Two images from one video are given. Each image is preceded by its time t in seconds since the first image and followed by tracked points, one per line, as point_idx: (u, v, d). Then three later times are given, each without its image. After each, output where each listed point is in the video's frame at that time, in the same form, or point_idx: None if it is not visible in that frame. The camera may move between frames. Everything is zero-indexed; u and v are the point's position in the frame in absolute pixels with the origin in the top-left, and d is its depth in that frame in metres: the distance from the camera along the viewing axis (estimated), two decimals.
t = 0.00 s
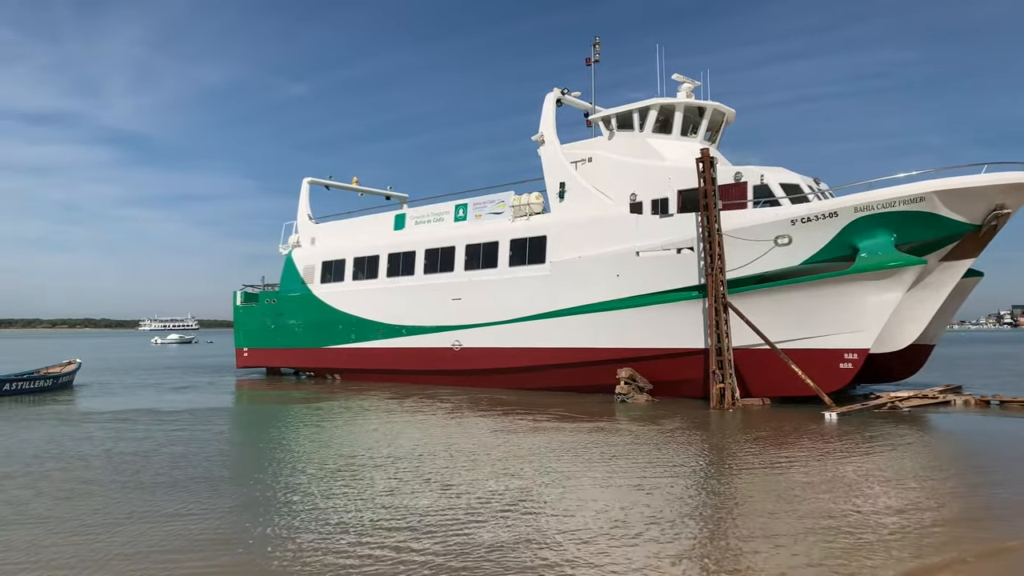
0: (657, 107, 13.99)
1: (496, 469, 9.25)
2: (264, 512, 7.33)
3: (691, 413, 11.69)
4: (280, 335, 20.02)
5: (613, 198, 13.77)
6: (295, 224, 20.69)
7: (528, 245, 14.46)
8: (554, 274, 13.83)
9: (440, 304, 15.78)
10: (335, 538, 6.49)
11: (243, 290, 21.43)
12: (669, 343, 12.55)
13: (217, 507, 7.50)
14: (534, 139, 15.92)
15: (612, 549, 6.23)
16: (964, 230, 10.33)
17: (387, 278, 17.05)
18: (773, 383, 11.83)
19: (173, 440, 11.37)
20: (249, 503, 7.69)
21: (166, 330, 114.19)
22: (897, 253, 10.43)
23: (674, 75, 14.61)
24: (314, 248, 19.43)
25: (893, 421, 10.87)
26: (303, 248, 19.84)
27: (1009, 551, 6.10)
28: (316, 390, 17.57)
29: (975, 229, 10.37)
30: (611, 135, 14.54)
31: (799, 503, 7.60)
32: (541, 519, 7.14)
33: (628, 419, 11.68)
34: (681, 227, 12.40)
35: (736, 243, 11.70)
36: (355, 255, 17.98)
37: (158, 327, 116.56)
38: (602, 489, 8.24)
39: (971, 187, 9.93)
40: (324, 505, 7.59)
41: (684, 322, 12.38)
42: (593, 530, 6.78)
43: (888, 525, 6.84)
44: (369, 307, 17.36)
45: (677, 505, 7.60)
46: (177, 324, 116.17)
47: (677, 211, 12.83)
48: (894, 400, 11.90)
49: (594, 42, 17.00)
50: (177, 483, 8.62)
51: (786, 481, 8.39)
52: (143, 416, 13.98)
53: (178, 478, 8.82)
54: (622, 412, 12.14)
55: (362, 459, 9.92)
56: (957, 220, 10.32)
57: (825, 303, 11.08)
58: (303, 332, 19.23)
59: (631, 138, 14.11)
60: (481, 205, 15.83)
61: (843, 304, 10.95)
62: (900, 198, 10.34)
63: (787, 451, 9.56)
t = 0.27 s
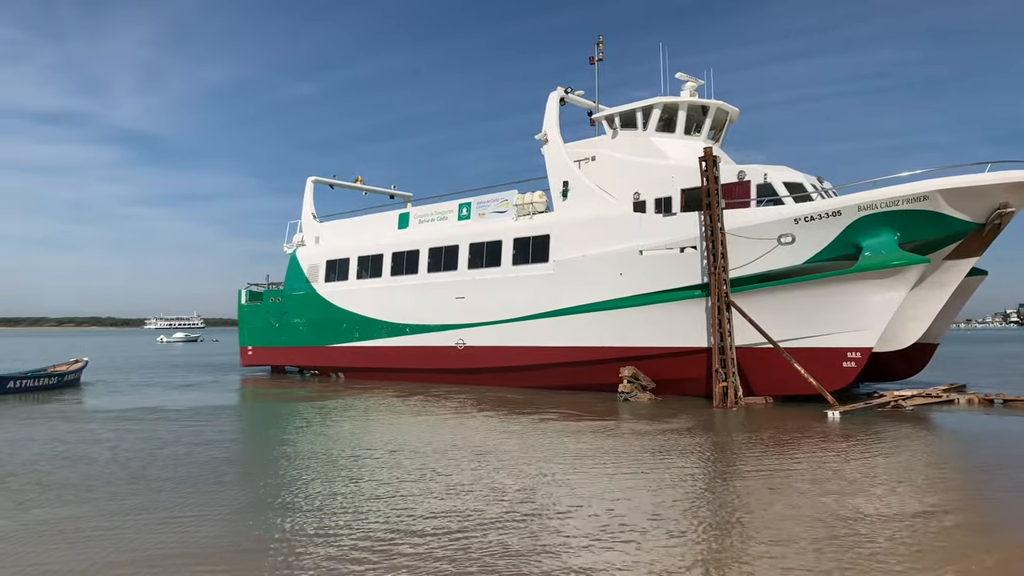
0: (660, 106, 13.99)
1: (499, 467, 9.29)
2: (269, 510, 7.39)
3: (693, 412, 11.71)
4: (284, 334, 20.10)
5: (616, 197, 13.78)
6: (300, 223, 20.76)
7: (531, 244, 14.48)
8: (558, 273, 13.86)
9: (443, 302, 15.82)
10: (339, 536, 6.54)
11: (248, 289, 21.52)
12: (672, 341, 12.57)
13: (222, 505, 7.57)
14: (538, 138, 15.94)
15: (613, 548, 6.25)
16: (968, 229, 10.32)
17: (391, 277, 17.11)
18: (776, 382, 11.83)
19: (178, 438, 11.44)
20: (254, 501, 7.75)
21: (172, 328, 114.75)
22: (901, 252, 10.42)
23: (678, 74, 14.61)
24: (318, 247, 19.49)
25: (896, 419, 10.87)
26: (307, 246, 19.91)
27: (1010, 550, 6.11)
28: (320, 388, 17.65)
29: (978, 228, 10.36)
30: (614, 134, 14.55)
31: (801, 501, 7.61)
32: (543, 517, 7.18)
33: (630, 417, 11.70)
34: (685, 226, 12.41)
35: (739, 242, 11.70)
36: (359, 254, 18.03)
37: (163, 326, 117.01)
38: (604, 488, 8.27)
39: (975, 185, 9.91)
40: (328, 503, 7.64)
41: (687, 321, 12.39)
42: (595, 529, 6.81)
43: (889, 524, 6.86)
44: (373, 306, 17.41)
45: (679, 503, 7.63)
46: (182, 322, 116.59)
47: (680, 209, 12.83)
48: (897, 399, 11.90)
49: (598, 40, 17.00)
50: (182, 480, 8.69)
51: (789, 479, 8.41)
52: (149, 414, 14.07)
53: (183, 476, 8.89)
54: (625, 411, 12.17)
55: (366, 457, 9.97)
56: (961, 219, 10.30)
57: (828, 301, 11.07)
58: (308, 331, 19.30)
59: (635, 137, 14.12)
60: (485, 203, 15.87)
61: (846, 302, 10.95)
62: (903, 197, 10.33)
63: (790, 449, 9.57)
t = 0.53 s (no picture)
0: (664, 104, 13.99)
1: (504, 465, 9.32)
2: (277, 507, 7.47)
3: (697, 409, 11.71)
4: (289, 332, 20.18)
5: (620, 195, 13.78)
6: (304, 222, 20.83)
7: (535, 243, 14.51)
8: (562, 271, 13.88)
9: (448, 301, 15.86)
10: (345, 533, 6.59)
11: (253, 288, 21.61)
12: (676, 340, 12.58)
13: (229, 503, 7.63)
14: (542, 136, 15.95)
15: (617, 545, 6.27)
16: (972, 226, 10.29)
17: (395, 276, 17.16)
18: (780, 380, 11.84)
19: (184, 436, 11.52)
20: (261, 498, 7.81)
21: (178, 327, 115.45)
22: (905, 250, 10.40)
23: (682, 72, 14.61)
24: (323, 245, 19.56)
25: (900, 417, 10.87)
26: (312, 245, 19.98)
27: (1014, 548, 6.12)
28: (325, 386, 17.73)
29: (983, 226, 10.33)
30: (618, 132, 14.55)
31: (804, 499, 7.63)
32: (549, 514, 7.22)
33: (634, 415, 11.73)
34: (689, 224, 12.41)
35: (743, 240, 11.70)
36: (364, 252, 18.09)
37: (169, 324, 117.53)
38: (608, 486, 8.29)
39: (980, 183, 9.89)
40: (335, 501, 7.70)
41: (691, 319, 12.40)
42: (599, 526, 6.85)
43: (892, 522, 6.87)
44: (378, 305, 17.47)
45: (682, 501, 7.66)
46: (188, 321, 117.10)
47: (684, 207, 12.83)
48: (901, 396, 11.90)
49: (602, 38, 16.99)
50: (188, 478, 8.75)
51: (791, 477, 8.43)
52: (155, 413, 14.15)
53: (189, 474, 8.96)
54: (629, 409, 12.21)
55: (371, 454, 10.03)
56: (965, 217, 10.27)
57: (832, 299, 11.06)
58: (313, 329, 19.37)
59: (638, 135, 14.12)
60: (489, 202, 15.89)
61: (850, 300, 10.94)
62: (907, 195, 10.31)
63: (794, 447, 9.59)
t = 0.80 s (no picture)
0: (667, 102, 13.98)
1: (508, 462, 9.36)
2: (283, 504, 7.53)
3: (700, 407, 11.74)
4: (294, 330, 20.27)
5: (623, 193, 13.79)
6: (309, 220, 20.90)
7: (538, 240, 14.53)
8: (565, 269, 13.90)
9: (451, 299, 15.90)
10: (350, 530, 6.65)
11: (258, 285, 21.70)
12: (679, 337, 12.60)
13: (235, 500, 7.69)
14: (545, 134, 15.96)
15: (617, 543, 6.31)
16: (976, 224, 10.28)
17: (399, 274, 17.21)
18: (783, 377, 11.85)
19: (190, 433, 11.61)
20: (266, 495, 7.87)
21: (184, 324, 116.01)
22: (908, 248, 10.39)
23: (686, 69, 14.60)
24: (327, 243, 19.63)
25: (903, 414, 10.87)
26: (317, 243, 20.05)
27: (1015, 545, 6.14)
28: (330, 384, 17.82)
29: (987, 223, 10.31)
30: (621, 130, 14.55)
31: (806, 496, 7.66)
32: (552, 512, 7.26)
33: (637, 413, 11.76)
34: (692, 222, 12.41)
35: (746, 237, 11.70)
36: (368, 250, 18.15)
37: (175, 322, 118.05)
38: (611, 483, 8.33)
39: (983, 181, 9.86)
40: (340, 498, 7.76)
41: (694, 317, 12.41)
42: (602, 523, 6.89)
43: (894, 519, 6.89)
44: (382, 303, 17.53)
45: (685, 498, 7.69)
46: (194, 319, 117.60)
47: (687, 205, 12.83)
48: (905, 394, 11.90)
49: (605, 36, 16.98)
50: (194, 475, 8.82)
51: (794, 475, 8.46)
52: (161, 410, 14.26)
53: (195, 471, 9.03)
54: (632, 406, 12.24)
55: (375, 451, 10.10)
56: (969, 214, 10.25)
57: (835, 297, 11.06)
58: (317, 327, 19.46)
59: (642, 133, 14.13)
60: (493, 200, 15.93)
61: (853, 298, 10.93)
62: (911, 193, 10.29)
63: (797, 444, 9.60)
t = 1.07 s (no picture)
0: (669, 100, 13.98)
1: (510, 461, 9.39)
2: (286, 502, 7.56)
3: (702, 405, 11.75)
4: (297, 329, 20.32)
5: (625, 191, 13.79)
6: (312, 219, 20.95)
7: (541, 239, 14.55)
8: (567, 268, 13.91)
9: (454, 297, 15.93)
10: (354, 528, 6.68)
11: (261, 284, 21.77)
12: (681, 336, 12.61)
13: (239, 497, 7.74)
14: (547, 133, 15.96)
15: (619, 542, 6.30)
16: (978, 222, 10.27)
17: (402, 272, 17.24)
18: (784, 376, 11.86)
19: (194, 431, 11.65)
20: (269, 493, 7.91)
21: (187, 322, 116.35)
22: (910, 246, 10.39)
23: (688, 68, 14.59)
24: (330, 242, 19.68)
25: (905, 413, 10.87)
26: (320, 242, 20.10)
27: (1016, 544, 6.15)
28: (332, 382, 17.87)
29: (989, 222, 10.29)
30: (624, 129, 14.56)
31: (807, 495, 7.68)
32: (554, 510, 7.29)
33: (639, 411, 11.78)
34: (694, 220, 12.41)
35: (748, 236, 11.71)
36: (370, 249, 18.19)
37: (179, 320, 118.38)
38: (613, 481, 8.35)
39: (985, 179, 9.85)
40: (343, 496, 7.80)
41: (696, 316, 12.42)
42: (604, 521, 6.91)
43: (894, 517, 6.91)
44: (384, 301, 17.57)
45: (687, 496, 7.72)
46: (197, 317, 117.93)
47: (689, 204, 12.84)
48: (906, 392, 11.90)
49: (607, 35, 16.98)
50: (197, 473, 8.87)
51: (795, 473, 8.47)
52: (165, 408, 14.33)
53: (199, 469, 9.08)
54: (634, 405, 12.25)
55: (378, 450, 10.13)
56: (971, 213, 10.24)
57: (837, 295, 11.06)
58: (320, 326, 19.51)
59: (644, 131, 14.13)
60: (495, 198, 15.97)
61: (855, 297, 10.93)
62: (913, 191, 10.29)
63: (798, 443, 9.61)
